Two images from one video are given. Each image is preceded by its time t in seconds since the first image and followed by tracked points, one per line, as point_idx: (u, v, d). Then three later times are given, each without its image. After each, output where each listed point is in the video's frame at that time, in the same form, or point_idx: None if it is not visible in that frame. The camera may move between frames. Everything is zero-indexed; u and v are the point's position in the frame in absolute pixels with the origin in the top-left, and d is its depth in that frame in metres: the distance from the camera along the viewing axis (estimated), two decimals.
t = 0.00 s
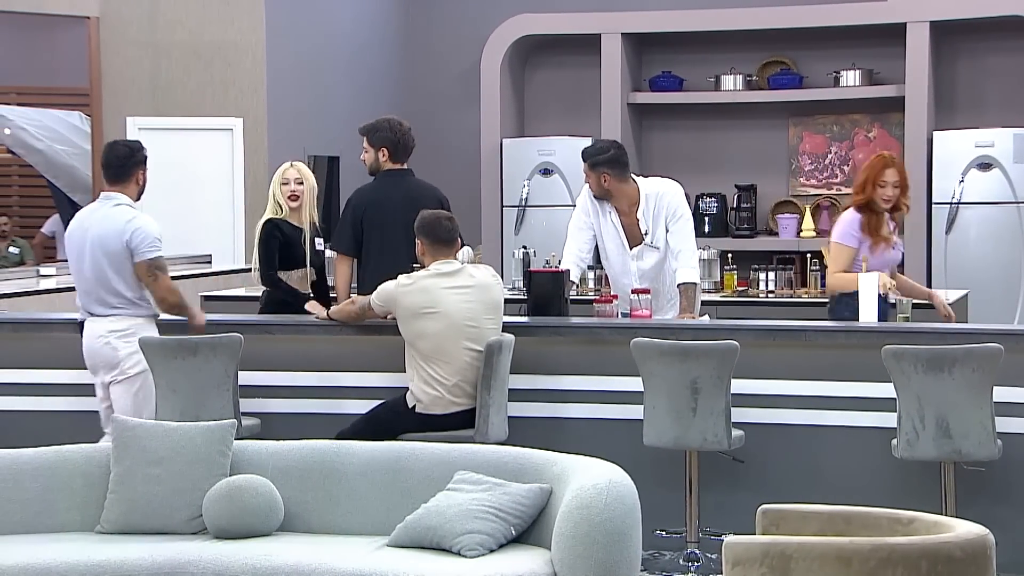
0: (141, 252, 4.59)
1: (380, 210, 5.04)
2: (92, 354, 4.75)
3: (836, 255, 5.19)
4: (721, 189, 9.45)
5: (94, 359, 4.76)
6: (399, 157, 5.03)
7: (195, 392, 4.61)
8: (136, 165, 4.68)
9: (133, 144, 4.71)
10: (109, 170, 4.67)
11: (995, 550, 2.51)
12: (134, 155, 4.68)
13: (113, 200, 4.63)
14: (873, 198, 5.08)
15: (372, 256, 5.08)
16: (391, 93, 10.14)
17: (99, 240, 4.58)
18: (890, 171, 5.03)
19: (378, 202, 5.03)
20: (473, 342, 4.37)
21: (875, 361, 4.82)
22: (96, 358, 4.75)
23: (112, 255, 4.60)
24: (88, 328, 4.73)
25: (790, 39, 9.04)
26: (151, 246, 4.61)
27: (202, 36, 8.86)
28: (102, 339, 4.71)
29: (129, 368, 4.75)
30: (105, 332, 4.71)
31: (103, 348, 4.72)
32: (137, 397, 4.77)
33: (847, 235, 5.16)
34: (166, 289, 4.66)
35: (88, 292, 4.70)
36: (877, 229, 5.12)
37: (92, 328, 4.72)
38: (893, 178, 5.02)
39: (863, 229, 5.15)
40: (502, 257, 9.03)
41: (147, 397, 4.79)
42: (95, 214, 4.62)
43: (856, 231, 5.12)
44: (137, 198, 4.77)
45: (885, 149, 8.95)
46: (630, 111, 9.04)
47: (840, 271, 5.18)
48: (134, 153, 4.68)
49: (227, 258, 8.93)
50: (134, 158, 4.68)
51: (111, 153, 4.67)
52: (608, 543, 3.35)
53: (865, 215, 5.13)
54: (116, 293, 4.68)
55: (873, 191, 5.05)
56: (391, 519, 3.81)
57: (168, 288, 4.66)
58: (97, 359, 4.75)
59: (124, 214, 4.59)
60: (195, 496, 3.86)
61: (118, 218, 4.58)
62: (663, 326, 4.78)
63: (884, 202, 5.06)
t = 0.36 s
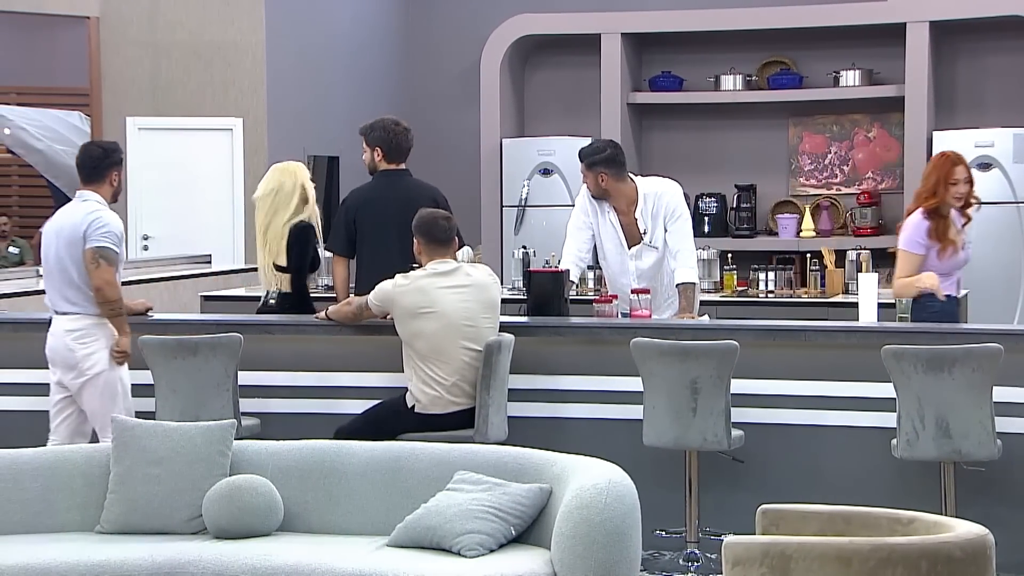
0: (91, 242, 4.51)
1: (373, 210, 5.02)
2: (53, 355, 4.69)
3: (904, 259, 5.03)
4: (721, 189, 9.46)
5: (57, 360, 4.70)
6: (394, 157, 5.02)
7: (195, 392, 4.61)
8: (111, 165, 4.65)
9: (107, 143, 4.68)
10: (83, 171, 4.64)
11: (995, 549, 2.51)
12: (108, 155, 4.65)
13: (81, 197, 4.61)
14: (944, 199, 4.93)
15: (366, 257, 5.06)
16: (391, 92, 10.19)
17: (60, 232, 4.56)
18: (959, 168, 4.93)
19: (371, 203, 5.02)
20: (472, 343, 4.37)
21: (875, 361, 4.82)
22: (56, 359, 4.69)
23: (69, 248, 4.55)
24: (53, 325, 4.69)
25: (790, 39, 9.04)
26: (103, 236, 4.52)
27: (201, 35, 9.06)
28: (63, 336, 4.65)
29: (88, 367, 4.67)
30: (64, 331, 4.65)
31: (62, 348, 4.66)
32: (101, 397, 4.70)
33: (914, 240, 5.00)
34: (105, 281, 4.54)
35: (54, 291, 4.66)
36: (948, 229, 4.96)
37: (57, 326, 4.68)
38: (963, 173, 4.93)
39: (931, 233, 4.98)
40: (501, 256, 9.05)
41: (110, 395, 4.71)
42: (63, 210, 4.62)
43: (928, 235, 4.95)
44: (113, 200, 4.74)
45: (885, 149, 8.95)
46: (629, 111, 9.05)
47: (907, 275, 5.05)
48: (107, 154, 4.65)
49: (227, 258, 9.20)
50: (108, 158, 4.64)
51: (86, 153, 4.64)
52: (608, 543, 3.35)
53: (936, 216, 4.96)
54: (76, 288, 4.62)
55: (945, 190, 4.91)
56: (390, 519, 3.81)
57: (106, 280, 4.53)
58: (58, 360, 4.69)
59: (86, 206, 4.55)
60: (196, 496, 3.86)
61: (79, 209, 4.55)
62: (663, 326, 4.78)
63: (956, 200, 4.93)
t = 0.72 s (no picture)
0: (74, 236, 4.52)
1: (371, 211, 5.01)
2: (41, 351, 4.71)
3: (990, 265, 4.84)
4: (722, 189, 9.46)
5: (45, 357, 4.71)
6: (389, 158, 5.01)
7: (197, 392, 4.61)
8: (101, 162, 4.64)
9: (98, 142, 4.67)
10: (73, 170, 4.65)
11: (997, 549, 2.51)
12: (96, 151, 4.64)
13: (72, 194, 4.63)
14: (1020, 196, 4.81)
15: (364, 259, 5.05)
16: (393, 92, 10.19)
17: (49, 226, 4.59)
18: None
19: (367, 204, 5.02)
20: (471, 343, 4.37)
21: (877, 361, 4.82)
22: (45, 356, 4.71)
23: (56, 244, 4.58)
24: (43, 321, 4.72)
25: (792, 39, 9.04)
26: (86, 230, 4.51)
27: (203, 36, 9.05)
28: (50, 332, 4.66)
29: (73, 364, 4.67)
30: (50, 327, 4.67)
31: (48, 344, 4.67)
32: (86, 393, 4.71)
33: (997, 241, 4.82)
34: (86, 270, 4.51)
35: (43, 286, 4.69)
36: None
37: (46, 323, 4.69)
38: None
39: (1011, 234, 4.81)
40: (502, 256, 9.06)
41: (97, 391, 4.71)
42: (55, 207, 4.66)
43: (1011, 233, 4.79)
44: (106, 197, 4.73)
45: (887, 149, 8.95)
46: (632, 111, 9.05)
47: (997, 282, 4.83)
48: (97, 151, 4.65)
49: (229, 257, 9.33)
50: (97, 155, 4.64)
51: (76, 151, 4.65)
52: (610, 543, 3.35)
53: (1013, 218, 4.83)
54: (62, 283, 4.63)
55: None
56: (392, 519, 3.81)
57: (87, 270, 4.50)
58: (46, 357, 4.71)
59: (75, 202, 4.58)
60: (197, 496, 3.86)
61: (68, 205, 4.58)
62: (665, 326, 4.78)
63: None
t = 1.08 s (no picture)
0: (116, 241, 4.52)
1: (382, 211, 4.97)
2: (73, 355, 4.69)
3: None
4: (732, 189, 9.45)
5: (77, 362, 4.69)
6: (396, 157, 4.98)
7: (208, 391, 4.61)
8: (122, 162, 4.64)
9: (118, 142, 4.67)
10: (95, 170, 4.63)
11: (1009, 550, 2.50)
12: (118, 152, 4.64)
13: (101, 196, 4.59)
14: None
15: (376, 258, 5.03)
16: (403, 92, 10.20)
17: (83, 230, 4.55)
18: None
19: (378, 203, 4.97)
20: (481, 343, 4.37)
21: (888, 361, 4.82)
22: (77, 361, 4.68)
23: (93, 249, 4.55)
24: (72, 326, 4.68)
25: (802, 39, 9.03)
26: (127, 234, 4.53)
27: (214, 36, 9.06)
28: (84, 336, 4.65)
29: (111, 368, 4.68)
30: (86, 332, 4.65)
31: (82, 349, 4.65)
32: (122, 395, 4.71)
33: None
34: (129, 277, 4.55)
35: (75, 290, 4.65)
36: None
37: (76, 328, 4.67)
38: None
39: None
40: (512, 256, 9.06)
41: (134, 393, 4.74)
42: (81, 210, 4.61)
43: None
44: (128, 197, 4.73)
45: (897, 149, 8.93)
46: (641, 111, 9.04)
47: None
48: (118, 151, 4.64)
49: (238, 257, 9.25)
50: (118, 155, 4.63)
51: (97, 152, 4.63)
52: (620, 543, 3.35)
53: None
54: (98, 287, 4.62)
55: None
56: (402, 520, 3.82)
57: (131, 276, 4.55)
58: (79, 361, 4.68)
59: (111, 206, 4.57)
60: (208, 496, 3.87)
61: (104, 209, 4.55)
62: (675, 326, 4.77)
63: None
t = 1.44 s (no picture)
0: (161, 246, 4.59)
1: (399, 209, 5.01)
2: (101, 356, 4.69)
3: None
4: (740, 189, 9.45)
5: (106, 362, 4.70)
6: (416, 156, 5.00)
7: (217, 391, 4.62)
8: (146, 163, 4.65)
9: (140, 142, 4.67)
10: (118, 171, 4.63)
11: (1019, 552, 2.50)
12: (142, 154, 4.64)
13: (132, 199, 4.62)
14: None
15: (395, 256, 5.06)
16: (411, 92, 10.22)
17: (123, 235, 4.56)
18: None
19: (397, 201, 5.00)
20: (491, 343, 4.38)
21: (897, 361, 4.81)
22: (107, 361, 4.70)
23: (135, 252, 4.59)
24: (100, 326, 4.68)
25: (811, 39, 9.02)
26: (170, 238, 4.61)
27: (223, 36, 9.07)
28: (118, 338, 4.67)
29: (143, 369, 4.72)
30: (122, 333, 4.67)
31: (116, 350, 4.67)
32: (149, 397, 4.75)
33: None
34: (175, 283, 4.62)
35: (107, 292, 4.65)
36: None
37: (105, 329, 4.68)
38: None
39: None
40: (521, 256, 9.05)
41: (159, 395, 4.77)
42: (113, 213, 4.60)
43: None
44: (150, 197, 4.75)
45: (907, 149, 8.92)
46: (650, 111, 9.03)
47: None
48: (141, 152, 4.64)
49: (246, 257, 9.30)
50: (142, 157, 4.64)
51: (119, 153, 4.63)
52: (629, 543, 3.34)
53: None
54: (136, 290, 4.66)
55: None
56: (411, 520, 3.82)
57: (177, 283, 4.62)
58: (108, 361, 4.70)
59: (148, 210, 4.61)
60: (218, 495, 3.87)
61: (143, 213, 4.59)
62: (683, 326, 4.77)
63: None
